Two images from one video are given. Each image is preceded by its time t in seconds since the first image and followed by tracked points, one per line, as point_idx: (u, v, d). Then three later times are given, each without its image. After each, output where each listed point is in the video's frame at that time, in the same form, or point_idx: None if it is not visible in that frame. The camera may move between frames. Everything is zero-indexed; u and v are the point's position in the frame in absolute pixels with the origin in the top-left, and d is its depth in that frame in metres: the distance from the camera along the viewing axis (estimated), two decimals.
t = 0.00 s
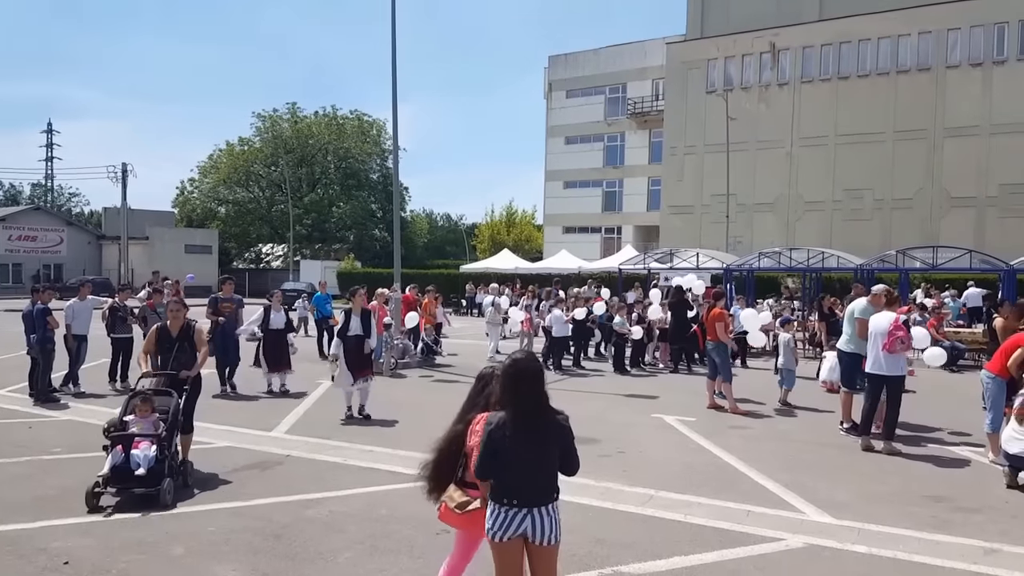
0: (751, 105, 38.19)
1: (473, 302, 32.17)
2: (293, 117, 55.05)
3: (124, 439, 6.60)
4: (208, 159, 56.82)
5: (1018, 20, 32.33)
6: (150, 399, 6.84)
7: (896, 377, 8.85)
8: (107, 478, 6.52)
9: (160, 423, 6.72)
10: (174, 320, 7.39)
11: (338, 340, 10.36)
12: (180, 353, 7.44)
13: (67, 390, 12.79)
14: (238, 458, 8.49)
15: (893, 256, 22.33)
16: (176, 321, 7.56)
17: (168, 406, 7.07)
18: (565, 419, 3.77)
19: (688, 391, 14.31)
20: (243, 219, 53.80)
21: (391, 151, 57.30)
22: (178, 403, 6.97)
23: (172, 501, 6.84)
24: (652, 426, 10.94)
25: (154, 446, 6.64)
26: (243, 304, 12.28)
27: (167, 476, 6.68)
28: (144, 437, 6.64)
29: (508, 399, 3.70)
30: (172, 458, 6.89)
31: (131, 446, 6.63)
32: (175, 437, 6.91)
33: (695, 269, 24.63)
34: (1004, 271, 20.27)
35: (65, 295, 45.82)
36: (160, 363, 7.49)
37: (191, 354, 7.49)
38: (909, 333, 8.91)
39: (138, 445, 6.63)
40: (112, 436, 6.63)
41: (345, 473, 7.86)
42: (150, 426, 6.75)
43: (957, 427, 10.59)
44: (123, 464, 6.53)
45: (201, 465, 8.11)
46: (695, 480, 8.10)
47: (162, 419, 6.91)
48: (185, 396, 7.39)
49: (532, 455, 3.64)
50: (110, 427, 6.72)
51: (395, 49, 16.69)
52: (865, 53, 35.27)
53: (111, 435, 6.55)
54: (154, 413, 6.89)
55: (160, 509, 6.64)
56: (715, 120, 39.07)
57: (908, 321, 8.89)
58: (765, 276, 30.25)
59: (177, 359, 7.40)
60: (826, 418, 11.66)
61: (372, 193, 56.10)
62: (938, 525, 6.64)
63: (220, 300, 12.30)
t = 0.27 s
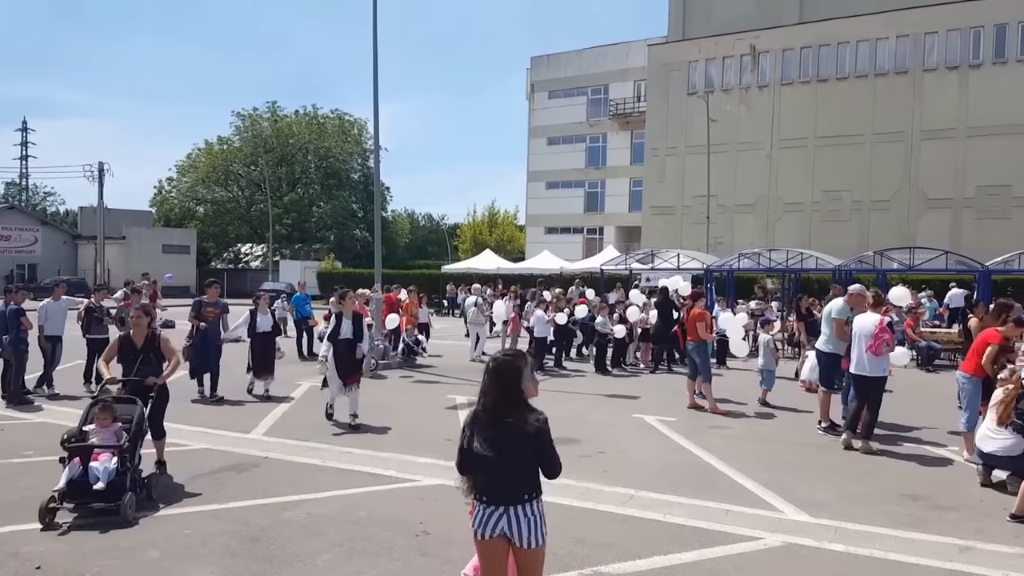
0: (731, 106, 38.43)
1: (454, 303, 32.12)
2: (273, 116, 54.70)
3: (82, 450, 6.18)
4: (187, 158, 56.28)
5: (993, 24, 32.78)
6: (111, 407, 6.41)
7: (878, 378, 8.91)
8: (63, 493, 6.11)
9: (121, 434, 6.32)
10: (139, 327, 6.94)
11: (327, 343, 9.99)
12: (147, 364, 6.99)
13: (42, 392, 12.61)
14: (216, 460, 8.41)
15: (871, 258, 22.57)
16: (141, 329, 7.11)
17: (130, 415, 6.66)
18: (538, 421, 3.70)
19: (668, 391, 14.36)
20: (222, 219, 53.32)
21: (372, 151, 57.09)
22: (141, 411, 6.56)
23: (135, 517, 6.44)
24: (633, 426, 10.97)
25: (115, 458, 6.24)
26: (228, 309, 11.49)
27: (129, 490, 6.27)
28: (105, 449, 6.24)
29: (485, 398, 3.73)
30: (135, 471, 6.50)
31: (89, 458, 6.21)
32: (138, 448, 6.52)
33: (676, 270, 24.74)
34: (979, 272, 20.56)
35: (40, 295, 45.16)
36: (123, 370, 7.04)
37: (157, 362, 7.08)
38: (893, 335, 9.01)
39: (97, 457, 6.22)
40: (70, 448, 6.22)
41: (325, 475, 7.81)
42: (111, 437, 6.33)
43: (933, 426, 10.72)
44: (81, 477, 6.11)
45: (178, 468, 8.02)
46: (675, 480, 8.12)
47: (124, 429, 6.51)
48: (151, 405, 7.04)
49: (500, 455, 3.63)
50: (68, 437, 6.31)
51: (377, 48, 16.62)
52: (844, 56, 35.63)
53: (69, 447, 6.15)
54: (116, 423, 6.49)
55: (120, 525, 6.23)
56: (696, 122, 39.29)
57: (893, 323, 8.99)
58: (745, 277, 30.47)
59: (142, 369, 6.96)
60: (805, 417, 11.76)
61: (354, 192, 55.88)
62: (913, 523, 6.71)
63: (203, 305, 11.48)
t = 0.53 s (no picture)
0: (707, 109, 38.70)
1: (431, 303, 32.03)
2: (247, 114, 54.23)
3: (30, 464, 5.60)
4: (159, 156, 55.58)
5: (963, 30, 33.30)
6: (63, 415, 5.86)
7: (855, 379, 9.00)
8: (9, 511, 5.53)
9: (74, 445, 5.77)
10: (90, 321, 6.44)
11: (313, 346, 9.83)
12: (98, 364, 6.45)
13: (10, 392, 12.37)
14: (187, 461, 8.29)
15: (844, 260, 22.85)
16: (92, 325, 6.57)
17: (85, 424, 6.09)
18: (511, 421, 3.60)
19: (645, 391, 14.42)
20: (194, 218, 52.71)
21: (348, 150, 56.77)
22: (96, 418, 6.02)
23: (89, 534, 5.91)
24: (609, 426, 10.99)
25: (67, 471, 5.67)
26: (209, 307, 11.39)
27: (81, 505, 5.73)
28: (55, 461, 5.67)
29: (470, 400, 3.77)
30: (89, 482, 5.96)
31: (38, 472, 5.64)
32: (93, 459, 5.97)
33: (653, 271, 24.86)
34: (948, 274, 20.89)
35: (8, 295, 44.31)
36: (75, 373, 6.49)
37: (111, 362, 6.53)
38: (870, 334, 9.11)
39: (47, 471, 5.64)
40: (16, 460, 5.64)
41: (298, 476, 7.74)
42: (62, 448, 5.78)
43: (903, 425, 10.88)
44: (29, 494, 5.56)
45: (148, 470, 7.90)
46: (651, 480, 8.15)
47: (77, 439, 5.95)
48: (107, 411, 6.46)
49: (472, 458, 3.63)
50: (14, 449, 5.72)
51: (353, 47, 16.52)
52: (818, 60, 36.06)
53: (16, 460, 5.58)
54: (68, 432, 5.93)
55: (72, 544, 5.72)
56: (673, 124, 39.54)
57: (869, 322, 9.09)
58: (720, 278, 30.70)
59: (93, 370, 6.41)
60: (779, 416, 11.87)
61: (329, 191, 55.56)
62: (885, 520, 6.80)
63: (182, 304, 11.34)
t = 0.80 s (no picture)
0: (684, 108, 38.91)
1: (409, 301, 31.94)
2: (221, 110, 53.64)
3: None
4: (131, 152, 54.83)
5: (935, 31, 33.73)
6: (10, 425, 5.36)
7: (832, 375, 9.11)
8: None
9: (21, 458, 5.32)
10: (42, 329, 5.86)
11: (292, 349, 9.08)
12: (50, 374, 5.90)
13: None
14: (159, 462, 8.19)
15: (819, 258, 23.10)
16: (45, 331, 5.97)
17: (34, 434, 5.60)
18: (493, 419, 3.64)
19: (622, 388, 14.49)
20: (167, 215, 52.09)
21: (324, 146, 56.40)
22: (47, 428, 5.56)
23: (38, 553, 5.46)
24: (587, 423, 11.04)
25: (12, 486, 5.23)
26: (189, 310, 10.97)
27: (29, 522, 5.34)
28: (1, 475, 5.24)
29: (460, 399, 3.84)
30: (40, 497, 5.53)
31: None
32: (43, 472, 5.52)
33: (630, 269, 24.96)
34: (920, 272, 21.19)
35: None
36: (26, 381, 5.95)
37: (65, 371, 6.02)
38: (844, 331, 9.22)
39: None
40: None
41: (273, 476, 7.68)
42: (8, 460, 5.32)
43: (875, 421, 11.03)
44: None
45: (120, 471, 7.79)
46: (628, 476, 8.19)
47: (25, 450, 5.49)
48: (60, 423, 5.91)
49: (459, 460, 3.69)
50: None
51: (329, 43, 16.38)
52: (793, 60, 36.40)
53: None
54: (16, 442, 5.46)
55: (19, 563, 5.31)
56: (650, 123, 39.72)
57: (842, 318, 9.18)
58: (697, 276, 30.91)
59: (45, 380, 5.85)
60: (754, 413, 11.99)
61: (304, 188, 55.15)
62: (856, 514, 6.90)
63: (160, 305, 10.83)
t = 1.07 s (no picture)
0: (660, 107, 39.11)
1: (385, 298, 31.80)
2: (194, 104, 53.01)
3: None
4: (102, 145, 54.00)
5: (907, 34, 34.17)
6: None
7: (807, 372, 9.24)
8: None
9: None
10: None
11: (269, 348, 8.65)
12: None
13: None
14: (128, 461, 8.07)
15: (792, 257, 23.35)
16: None
17: None
18: (467, 414, 3.75)
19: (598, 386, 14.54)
20: (138, 210, 51.38)
21: (298, 142, 55.97)
22: None
23: None
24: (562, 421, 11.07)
25: None
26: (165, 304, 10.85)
27: None
28: None
29: (448, 394, 3.98)
30: None
31: None
32: None
33: (606, 267, 25.06)
34: (891, 271, 21.50)
35: None
36: None
37: (12, 368, 5.64)
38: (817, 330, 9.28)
39: None
40: None
41: (244, 474, 7.61)
42: None
43: (846, 418, 11.19)
44: None
45: (87, 470, 7.66)
46: (603, 474, 8.22)
47: None
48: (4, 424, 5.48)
49: (441, 454, 3.84)
50: None
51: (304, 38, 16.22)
52: (769, 61, 36.72)
53: None
54: None
55: None
56: (627, 122, 39.87)
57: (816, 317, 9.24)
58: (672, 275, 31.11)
59: None
60: (727, 410, 12.10)
61: (278, 184, 54.65)
62: (826, 511, 6.98)
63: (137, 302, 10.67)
